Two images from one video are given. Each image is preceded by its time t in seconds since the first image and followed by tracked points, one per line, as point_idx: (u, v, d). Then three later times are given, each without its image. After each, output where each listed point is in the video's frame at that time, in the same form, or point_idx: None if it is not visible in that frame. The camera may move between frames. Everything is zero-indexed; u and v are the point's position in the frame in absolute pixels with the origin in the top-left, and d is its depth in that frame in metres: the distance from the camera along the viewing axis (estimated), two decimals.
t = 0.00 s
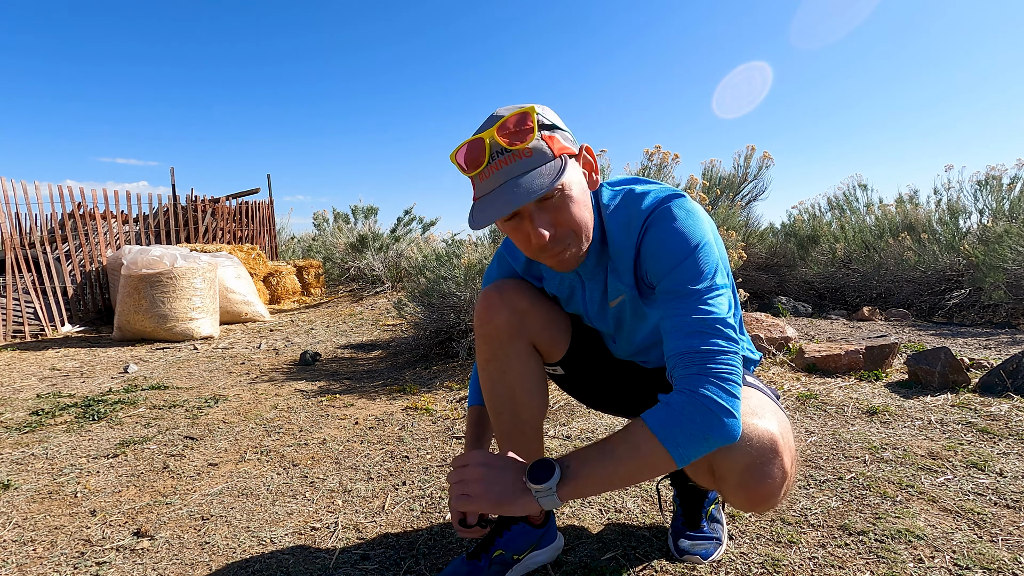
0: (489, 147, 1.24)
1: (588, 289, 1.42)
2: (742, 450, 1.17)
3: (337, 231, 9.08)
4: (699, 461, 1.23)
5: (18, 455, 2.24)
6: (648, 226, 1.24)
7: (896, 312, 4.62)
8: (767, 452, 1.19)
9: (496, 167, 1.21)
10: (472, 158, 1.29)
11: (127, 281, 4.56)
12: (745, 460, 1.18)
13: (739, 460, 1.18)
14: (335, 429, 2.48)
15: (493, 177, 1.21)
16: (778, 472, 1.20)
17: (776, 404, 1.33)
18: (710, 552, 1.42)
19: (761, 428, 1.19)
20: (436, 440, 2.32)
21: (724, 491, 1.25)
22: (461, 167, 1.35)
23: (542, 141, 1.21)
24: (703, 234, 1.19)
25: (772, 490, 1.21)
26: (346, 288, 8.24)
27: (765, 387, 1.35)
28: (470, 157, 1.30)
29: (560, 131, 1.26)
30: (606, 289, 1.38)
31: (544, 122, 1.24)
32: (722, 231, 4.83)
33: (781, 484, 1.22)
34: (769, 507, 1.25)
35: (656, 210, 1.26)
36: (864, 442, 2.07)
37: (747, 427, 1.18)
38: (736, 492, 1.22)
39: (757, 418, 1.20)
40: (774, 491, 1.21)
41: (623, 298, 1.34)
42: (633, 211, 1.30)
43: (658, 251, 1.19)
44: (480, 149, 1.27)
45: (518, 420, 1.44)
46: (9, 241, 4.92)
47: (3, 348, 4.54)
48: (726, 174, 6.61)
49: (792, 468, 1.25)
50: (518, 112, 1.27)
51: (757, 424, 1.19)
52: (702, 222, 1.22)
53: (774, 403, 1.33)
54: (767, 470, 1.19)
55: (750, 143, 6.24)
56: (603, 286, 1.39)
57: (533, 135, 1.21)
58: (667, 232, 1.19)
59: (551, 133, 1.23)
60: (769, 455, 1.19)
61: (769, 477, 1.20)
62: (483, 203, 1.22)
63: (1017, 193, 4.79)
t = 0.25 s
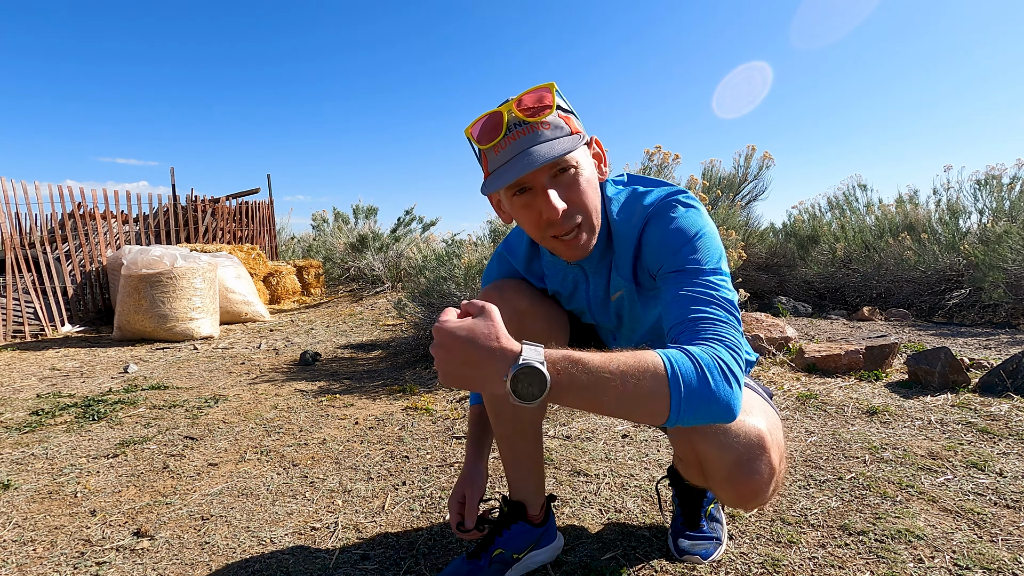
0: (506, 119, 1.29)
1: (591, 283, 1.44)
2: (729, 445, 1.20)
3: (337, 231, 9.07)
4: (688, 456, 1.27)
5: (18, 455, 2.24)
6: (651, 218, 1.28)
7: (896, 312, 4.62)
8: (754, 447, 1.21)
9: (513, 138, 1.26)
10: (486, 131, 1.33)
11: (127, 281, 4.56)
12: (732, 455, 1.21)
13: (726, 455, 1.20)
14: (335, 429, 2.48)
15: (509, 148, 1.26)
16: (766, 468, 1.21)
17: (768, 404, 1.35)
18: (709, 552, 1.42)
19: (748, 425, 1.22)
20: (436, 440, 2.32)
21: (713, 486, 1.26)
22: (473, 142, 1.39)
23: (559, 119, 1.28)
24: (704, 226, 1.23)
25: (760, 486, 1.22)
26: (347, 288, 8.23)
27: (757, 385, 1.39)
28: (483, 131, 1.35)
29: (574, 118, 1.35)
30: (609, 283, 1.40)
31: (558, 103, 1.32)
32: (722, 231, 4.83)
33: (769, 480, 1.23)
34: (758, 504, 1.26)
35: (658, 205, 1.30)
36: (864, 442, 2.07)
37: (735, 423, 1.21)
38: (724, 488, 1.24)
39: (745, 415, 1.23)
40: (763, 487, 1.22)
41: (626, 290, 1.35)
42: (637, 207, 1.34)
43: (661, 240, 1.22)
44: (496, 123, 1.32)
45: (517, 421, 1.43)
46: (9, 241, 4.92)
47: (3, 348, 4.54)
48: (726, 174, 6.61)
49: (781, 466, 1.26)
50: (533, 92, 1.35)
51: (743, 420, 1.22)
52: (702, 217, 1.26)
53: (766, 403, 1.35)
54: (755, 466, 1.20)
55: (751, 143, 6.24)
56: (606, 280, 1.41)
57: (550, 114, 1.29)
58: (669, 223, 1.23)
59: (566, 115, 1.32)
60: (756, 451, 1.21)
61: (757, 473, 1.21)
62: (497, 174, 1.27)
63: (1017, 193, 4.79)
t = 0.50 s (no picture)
0: (511, 112, 1.30)
1: (592, 281, 1.45)
2: (728, 449, 1.20)
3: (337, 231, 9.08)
4: (687, 459, 1.27)
5: (18, 455, 2.24)
6: (652, 208, 1.29)
7: (895, 312, 4.62)
8: (754, 452, 1.19)
9: (517, 130, 1.27)
10: (490, 124, 1.34)
11: (127, 281, 4.56)
12: (732, 459, 1.20)
13: (725, 458, 1.20)
14: (335, 429, 2.48)
15: (512, 141, 1.26)
16: (767, 473, 1.19)
17: (771, 411, 1.35)
18: (709, 552, 1.42)
19: (747, 429, 1.21)
20: (436, 440, 2.32)
21: (714, 492, 1.25)
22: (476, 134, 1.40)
23: (564, 113, 1.29)
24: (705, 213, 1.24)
25: (761, 492, 1.20)
26: (347, 288, 8.23)
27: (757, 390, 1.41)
28: (487, 124, 1.36)
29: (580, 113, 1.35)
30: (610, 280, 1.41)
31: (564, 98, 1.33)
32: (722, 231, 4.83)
33: (772, 487, 1.21)
34: (761, 511, 1.24)
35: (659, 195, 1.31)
36: (864, 442, 2.07)
37: (733, 427, 1.21)
38: (724, 493, 1.22)
39: (744, 419, 1.23)
40: (763, 493, 1.20)
41: (627, 285, 1.36)
42: (637, 199, 1.34)
43: (663, 227, 1.22)
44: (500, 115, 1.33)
45: (517, 420, 1.43)
46: (9, 241, 4.92)
47: (3, 348, 4.54)
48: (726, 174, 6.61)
49: (784, 472, 1.24)
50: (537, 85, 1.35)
51: (744, 426, 1.22)
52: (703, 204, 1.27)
53: (769, 410, 1.35)
54: (755, 471, 1.19)
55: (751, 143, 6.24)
56: (606, 277, 1.42)
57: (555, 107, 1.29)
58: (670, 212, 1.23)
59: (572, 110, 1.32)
60: (756, 455, 1.19)
61: (758, 478, 1.19)
62: (500, 165, 1.27)
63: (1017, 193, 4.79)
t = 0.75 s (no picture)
0: (510, 109, 1.30)
1: (592, 281, 1.45)
2: (729, 458, 1.20)
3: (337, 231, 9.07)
4: (689, 465, 1.28)
5: (18, 455, 2.24)
6: (655, 207, 1.29)
7: (895, 312, 4.62)
8: (756, 460, 1.19)
9: (516, 128, 1.27)
10: (489, 121, 1.34)
11: (127, 281, 4.56)
12: (733, 469, 1.20)
13: (727, 467, 1.20)
14: (335, 429, 2.48)
15: (511, 139, 1.26)
16: (769, 482, 1.19)
17: (774, 415, 1.33)
18: (709, 552, 1.42)
19: (749, 437, 1.20)
20: (436, 440, 2.32)
21: (716, 498, 1.26)
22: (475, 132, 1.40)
23: (563, 111, 1.29)
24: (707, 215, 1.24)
25: (764, 501, 1.20)
26: (346, 288, 8.23)
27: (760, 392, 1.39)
28: (486, 121, 1.35)
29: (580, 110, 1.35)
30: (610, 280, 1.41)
31: (563, 96, 1.33)
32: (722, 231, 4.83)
33: (774, 495, 1.21)
34: (764, 517, 1.24)
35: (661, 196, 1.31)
36: (864, 442, 2.07)
37: (734, 435, 1.21)
38: (726, 500, 1.23)
39: (746, 427, 1.22)
40: (766, 501, 1.20)
41: (629, 285, 1.36)
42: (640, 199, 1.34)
43: (666, 225, 1.22)
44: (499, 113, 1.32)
45: (517, 421, 1.44)
46: (9, 241, 4.92)
47: (3, 348, 4.54)
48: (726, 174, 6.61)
49: (787, 480, 1.23)
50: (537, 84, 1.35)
51: (745, 434, 1.21)
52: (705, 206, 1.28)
53: (772, 414, 1.33)
54: (757, 480, 1.18)
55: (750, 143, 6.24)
56: (607, 278, 1.42)
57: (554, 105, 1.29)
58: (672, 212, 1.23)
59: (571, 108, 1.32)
60: (758, 464, 1.19)
61: (760, 487, 1.19)
62: (499, 163, 1.26)
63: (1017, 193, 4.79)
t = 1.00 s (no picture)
0: (510, 110, 1.30)
1: (593, 281, 1.43)
2: (725, 461, 1.19)
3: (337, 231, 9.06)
4: (684, 469, 1.27)
5: (18, 455, 2.24)
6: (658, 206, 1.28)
7: (896, 312, 4.61)
8: (751, 464, 1.19)
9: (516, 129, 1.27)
10: (490, 121, 1.34)
11: (127, 281, 4.56)
12: (728, 472, 1.19)
13: (722, 470, 1.20)
14: (335, 429, 2.48)
15: (511, 140, 1.26)
16: (764, 485, 1.20)
17: (766, 416, 1.33)
18: (709, 552, 1.42)
19: (744, 440, 1.20)
20: (436, 440, 2.32)
21: (711, 500, 1.26)
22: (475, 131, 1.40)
23: (564, 111, 1.28)
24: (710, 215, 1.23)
25: (759, 503, 1.21)
26: (346, 288, 8.22)
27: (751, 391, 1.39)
28: (486, 121, 1.35)
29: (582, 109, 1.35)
30: (612, 279, 1.40)
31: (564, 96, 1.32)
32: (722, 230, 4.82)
33: (768, 497, 1.21)
34: (758, 519, 1.25)
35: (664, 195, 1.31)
36: (864, 442, 2.07)
37: (730, 438, 1.20)
38: (722, 504, 1.23)
39: (741, 429, 1.22)
40: (761, 504, 1.21)
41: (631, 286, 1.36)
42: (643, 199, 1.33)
43: (668, 227, 1.22)
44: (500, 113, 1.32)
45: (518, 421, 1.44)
46: (9, 241, 4.92)
47: (3, 347, 4.54)
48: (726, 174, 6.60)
49: (781, 481, 1.24)
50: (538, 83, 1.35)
51: (740, 436, 1.21)
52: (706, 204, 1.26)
53: (764, 414, 1.33)
54: (753, 483, 1.19)
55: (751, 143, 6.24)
56: (609, 277, 1.41)
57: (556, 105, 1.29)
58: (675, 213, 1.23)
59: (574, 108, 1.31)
60: (753, 468, 1.19)
61: (756, 490, 1.19)
62: (499, 164, 1.26)
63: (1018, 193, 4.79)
